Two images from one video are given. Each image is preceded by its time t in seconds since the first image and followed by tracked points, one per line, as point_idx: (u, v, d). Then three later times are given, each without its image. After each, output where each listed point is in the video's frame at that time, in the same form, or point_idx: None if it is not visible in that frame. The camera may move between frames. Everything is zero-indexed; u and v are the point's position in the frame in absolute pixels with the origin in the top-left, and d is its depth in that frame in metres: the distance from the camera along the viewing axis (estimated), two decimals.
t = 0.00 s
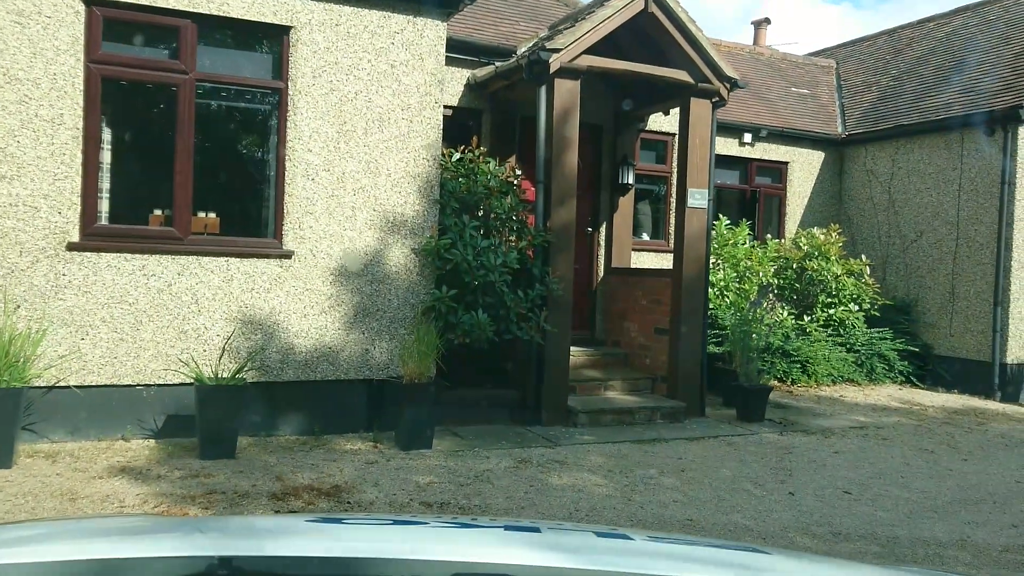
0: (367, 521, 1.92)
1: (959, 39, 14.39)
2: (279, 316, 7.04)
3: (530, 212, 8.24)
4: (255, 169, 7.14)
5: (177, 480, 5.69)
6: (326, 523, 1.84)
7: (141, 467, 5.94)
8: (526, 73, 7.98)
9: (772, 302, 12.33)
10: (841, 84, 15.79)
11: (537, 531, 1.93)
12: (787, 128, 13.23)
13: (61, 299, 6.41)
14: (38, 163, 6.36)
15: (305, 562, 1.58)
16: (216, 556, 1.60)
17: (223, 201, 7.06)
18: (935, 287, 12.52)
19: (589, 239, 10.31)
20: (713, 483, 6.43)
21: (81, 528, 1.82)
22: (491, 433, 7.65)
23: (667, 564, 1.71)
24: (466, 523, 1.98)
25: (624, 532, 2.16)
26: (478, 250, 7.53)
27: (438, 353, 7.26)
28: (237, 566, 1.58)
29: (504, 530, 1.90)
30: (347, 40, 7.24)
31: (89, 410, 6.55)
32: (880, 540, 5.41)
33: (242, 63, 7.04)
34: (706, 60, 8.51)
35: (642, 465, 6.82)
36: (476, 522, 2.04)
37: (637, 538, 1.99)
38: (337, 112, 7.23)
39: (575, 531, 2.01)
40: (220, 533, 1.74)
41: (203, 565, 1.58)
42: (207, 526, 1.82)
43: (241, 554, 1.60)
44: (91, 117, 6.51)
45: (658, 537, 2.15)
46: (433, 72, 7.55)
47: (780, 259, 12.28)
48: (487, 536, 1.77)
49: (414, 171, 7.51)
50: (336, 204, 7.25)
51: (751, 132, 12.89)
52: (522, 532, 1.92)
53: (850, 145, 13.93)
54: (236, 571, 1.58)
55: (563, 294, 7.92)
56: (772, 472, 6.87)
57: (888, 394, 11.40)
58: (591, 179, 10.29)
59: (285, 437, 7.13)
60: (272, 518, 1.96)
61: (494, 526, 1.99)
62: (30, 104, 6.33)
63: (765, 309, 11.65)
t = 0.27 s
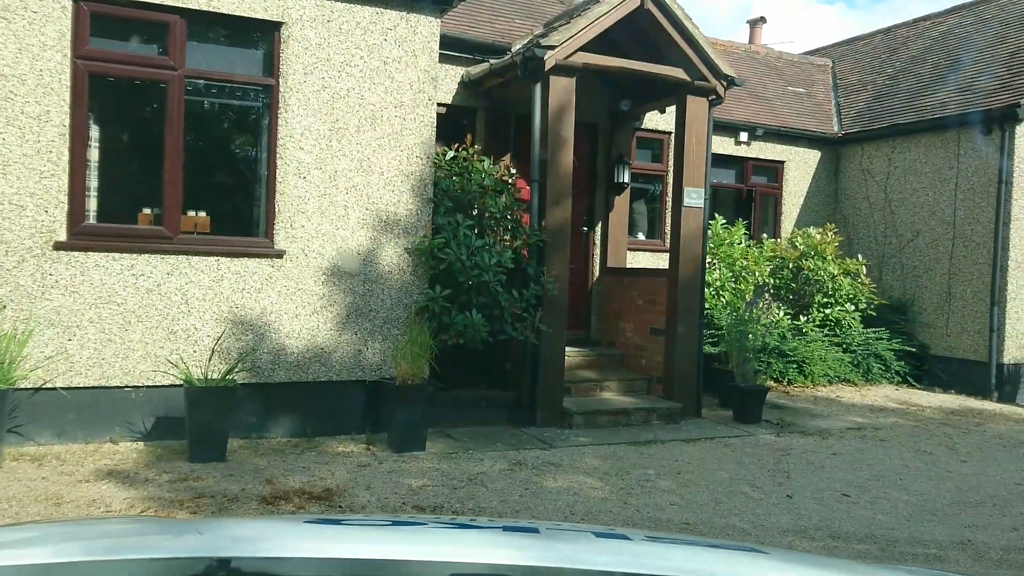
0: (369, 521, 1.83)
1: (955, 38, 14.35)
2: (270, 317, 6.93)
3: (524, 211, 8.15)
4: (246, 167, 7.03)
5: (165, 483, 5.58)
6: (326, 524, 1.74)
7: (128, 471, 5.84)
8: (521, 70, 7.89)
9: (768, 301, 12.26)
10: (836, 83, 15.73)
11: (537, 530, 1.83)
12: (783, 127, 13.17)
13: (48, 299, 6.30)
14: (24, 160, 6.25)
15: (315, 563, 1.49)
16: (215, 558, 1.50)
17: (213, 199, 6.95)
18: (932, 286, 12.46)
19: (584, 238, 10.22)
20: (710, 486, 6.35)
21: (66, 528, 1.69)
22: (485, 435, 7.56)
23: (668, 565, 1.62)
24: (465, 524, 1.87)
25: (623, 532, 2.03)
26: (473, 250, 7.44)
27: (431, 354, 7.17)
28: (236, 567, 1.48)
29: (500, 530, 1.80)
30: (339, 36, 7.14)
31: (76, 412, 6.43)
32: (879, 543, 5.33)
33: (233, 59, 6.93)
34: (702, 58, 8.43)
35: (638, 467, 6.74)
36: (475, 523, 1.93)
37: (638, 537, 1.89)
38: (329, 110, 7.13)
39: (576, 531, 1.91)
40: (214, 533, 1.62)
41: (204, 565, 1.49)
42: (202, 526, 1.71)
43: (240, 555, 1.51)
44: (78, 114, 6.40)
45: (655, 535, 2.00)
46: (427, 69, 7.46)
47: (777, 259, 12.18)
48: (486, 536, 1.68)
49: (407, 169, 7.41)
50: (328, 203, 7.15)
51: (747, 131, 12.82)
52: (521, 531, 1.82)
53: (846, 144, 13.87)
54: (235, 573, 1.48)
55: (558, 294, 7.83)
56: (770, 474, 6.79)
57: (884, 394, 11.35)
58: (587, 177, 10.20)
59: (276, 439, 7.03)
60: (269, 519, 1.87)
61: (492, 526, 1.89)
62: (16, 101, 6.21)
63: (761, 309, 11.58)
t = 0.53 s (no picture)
0: (367, 523, 1.78)
1: (955, 38, 14.31)
2: (267, 317, 6.89)
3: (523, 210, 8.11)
4: (243, 167, 6.98)
5: (160, 485, 5.53)
6: (326, 524, 1.70)
7: (123, 472, 5.79)
8: (520, 70, 7.85)
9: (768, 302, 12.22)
10: (836, 83, 15.69)
11: (536, 533, 1.79)
12: (783, 127, 13.13)
13: (43, 299, 6.25)
14: (18, 160, 6.20)
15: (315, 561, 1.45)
16: (214, 558, 1.45)
17: (209, 199, 6.90)
18: (932, 287, 12.42)
19: (583, 238, 10.18)
20: (710, 488, 6.31)
21: (65, 529, 1.65)
22: (484, 437, 7.52)
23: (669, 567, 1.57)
24: (464, 527, 1.83)
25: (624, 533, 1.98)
26: (472, 250, 7.40)
27: (430, 354, 7.13)
28: (236, 567, 1.44)
29: (499, 532, 1.76)
30: (337, 35, 7.09)
31: (72, 413, 6.39)
32: (880, 545, 5.28)
33: (230, 58, 6.89)
34: (702, 58, 8.39)
35: (637, 468, 6.70)
36: (474, 526, 1.89)
37: (639, 538, 1.84)
38: (327, 109, 7.08)
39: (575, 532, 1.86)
40: (211, 534, 1.58)
41: (203, 566, 1.44)
42: (201, 526, 1.66)
43: (240, 555, 1.46)
44: (74, 112, 6.35)
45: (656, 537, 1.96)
46: (425, 68, 7.41)
47: (777, 259, 12.12)
48: (484, 539, 1.64)
49: (405, 169, 7.37)
50: (326, 202, 7.10)
51: (747, 131, 12.78)
52: (520, 533, 1.78)
53: (846, 144, 13.83)
54: (235, 573, 1.44)
55: (557, 294, 7.79)
56: (770, 475, 6.74)
57: (884, 395, 11.31)
58: (586, 177, 10.15)
59: (273, 440, 6.98)
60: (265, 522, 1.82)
61: (493, 526, 1.86)
62: (11, 99, 6.17)
63: (761, 309, 11.54)
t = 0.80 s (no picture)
0: (363, 521, 1.79)
1: (951, 38, 14.35)
2: (264, 317, 6.89)
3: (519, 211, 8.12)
4: (240, 167, 6.98)
5: (157, 485, 5.53)
6: (324, 523, 1.70)
7: (120, 472, 5.79)
8: (517, 70, 7.86)
9: (764, 302, 12.24)
10: (832, 84, 15.72)
11: (531, 531, 1.79)
12: (779, 128, 13.15)
13: (39, 299, 6.24)
14: (15, 159, 6.20)
15: (311, 560, 1.46)
16: (211, 557, 1.46)
17: (206, 199, 6.91)
18: (928, 287, 12.44)
19: (580, 238, 10.19)
20: (706, 487, 6.32)
21: (59, 527, 1.65)
22: (481, 436, 7.53)
23: (662, 569, 1.57)
24: (460, 526, 1.84)
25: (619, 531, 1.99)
26: (468, 250, 7.40)
27: (427, 354, 7.14)
28: (232, 566, 1.45)
29: (495, 531, 1.76)
30: (334, 35, 7.09)
31: (69, 413, 6.38)
32: (876, 545, 5.30)
33: (227, 58, 6.89)
34: (699, 58, 8.42)
35: (633, 468, 6.71)
36: (471, 524, 1.89)
37: (632, 537, 1.84)
38: (324, 109, 7.09)
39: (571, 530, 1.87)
40: (209, 533, 1.58)
41: (200, 565, 1.45)
42: (198, 525, 1.67)
43: (236, 554, 1.47)
44: (71, 112, 6.35)
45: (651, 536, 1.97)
46: (422, 68, 7.42)
47: (773, 259, 12.18)
48: (480, 539, 1.64)
49: (402, 169, 7.38)
50: (323, 202, 7.10)
51: (743, 132, 12.80)
52: (515, 532, 1.78)
53: (842, 144, 13.86)
54: (231, 572, 1.45)
55: (554, 294, 7.81)
56: (766, 475, 6.76)
57: (880, 394, 11.34)
58: (583, 178, 10.16)
59: (269, 440, 6.98)
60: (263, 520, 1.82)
61: (490, 526, 1.85)
62: (7, 99, 6.17)
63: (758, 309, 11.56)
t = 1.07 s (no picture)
0: (363, 520, 1.78)
1: (952, 38, 14.34)
2: (264, 317, 6.89)
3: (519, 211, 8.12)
4: (240, 167, 6.98)
5: (157, 485, 5.53)
6: (324, 523, 1.70)
7: (120, 472, 5.79)
8: (517, 70, 7.85)
9: (764, 302, 12.24)
10: (833, 84, 15.72)
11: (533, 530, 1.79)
12: (779, 127, 13.15)
13: (40, 299, 6.24)
14: (15, 159, 6.20)
15: (313, 560, 1.46)
16: (211, 557, 1.46)
17: (207, 199, 6.91)
18: (928, 287, 12.44)
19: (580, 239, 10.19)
20: (706, 487, 6.32)
21: (62, 526, 1.65)
22: (481, 436, 7.53)
23: (663, 569, 1.57)
24: (461, 525, 1.83)
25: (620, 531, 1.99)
26: (469, 250, 7.41)
27: (427, 354, 7.14)
28: (233, 565, 1.45)
29: (496, 530, 1.76)
30: (334, 35, 7.09)
31: (68, 413, 6.38)
32: (876, 545, 5.30)
33: (227, 58, 6.89)
34: (699, 58, 8.42)
35: (634, 468, 6.71)
36: (471, 523, 1.89)
37: (633, 537, 1.84)
38: (324, 109, 7.09)
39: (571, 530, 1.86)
40: (210, 532, 1.58)
41: (200, 565, 1.45)
42: (200, 524, 1.67)
43: (236, 553, 1.47)
44: (71, 112, 6.35)
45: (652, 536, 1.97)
46: (422, 68, 7.42)
47: (773, 259, 12.20)
48: (481, 538, 1.64)
49: (402, 169, 7.38)
50: (323, 202, 7.10)
51: (744, 132, 12.80)
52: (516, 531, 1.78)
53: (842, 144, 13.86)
54: (232, 571, 1.45)
55: (554, 294, 7.81)
56: (767, 475, 6.75)
57: (880, 394, 11.34)
58: (583, 178, 10.16)
59: (269, 440, 6.98)
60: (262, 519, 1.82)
61: (490, 525, 1.84)
62: (8, 99, 6.17)
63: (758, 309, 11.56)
